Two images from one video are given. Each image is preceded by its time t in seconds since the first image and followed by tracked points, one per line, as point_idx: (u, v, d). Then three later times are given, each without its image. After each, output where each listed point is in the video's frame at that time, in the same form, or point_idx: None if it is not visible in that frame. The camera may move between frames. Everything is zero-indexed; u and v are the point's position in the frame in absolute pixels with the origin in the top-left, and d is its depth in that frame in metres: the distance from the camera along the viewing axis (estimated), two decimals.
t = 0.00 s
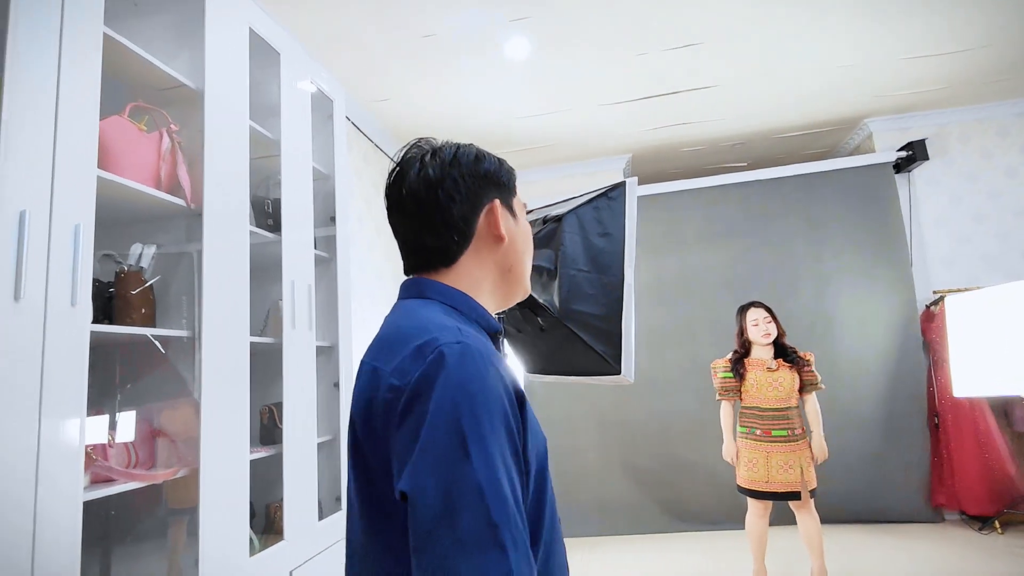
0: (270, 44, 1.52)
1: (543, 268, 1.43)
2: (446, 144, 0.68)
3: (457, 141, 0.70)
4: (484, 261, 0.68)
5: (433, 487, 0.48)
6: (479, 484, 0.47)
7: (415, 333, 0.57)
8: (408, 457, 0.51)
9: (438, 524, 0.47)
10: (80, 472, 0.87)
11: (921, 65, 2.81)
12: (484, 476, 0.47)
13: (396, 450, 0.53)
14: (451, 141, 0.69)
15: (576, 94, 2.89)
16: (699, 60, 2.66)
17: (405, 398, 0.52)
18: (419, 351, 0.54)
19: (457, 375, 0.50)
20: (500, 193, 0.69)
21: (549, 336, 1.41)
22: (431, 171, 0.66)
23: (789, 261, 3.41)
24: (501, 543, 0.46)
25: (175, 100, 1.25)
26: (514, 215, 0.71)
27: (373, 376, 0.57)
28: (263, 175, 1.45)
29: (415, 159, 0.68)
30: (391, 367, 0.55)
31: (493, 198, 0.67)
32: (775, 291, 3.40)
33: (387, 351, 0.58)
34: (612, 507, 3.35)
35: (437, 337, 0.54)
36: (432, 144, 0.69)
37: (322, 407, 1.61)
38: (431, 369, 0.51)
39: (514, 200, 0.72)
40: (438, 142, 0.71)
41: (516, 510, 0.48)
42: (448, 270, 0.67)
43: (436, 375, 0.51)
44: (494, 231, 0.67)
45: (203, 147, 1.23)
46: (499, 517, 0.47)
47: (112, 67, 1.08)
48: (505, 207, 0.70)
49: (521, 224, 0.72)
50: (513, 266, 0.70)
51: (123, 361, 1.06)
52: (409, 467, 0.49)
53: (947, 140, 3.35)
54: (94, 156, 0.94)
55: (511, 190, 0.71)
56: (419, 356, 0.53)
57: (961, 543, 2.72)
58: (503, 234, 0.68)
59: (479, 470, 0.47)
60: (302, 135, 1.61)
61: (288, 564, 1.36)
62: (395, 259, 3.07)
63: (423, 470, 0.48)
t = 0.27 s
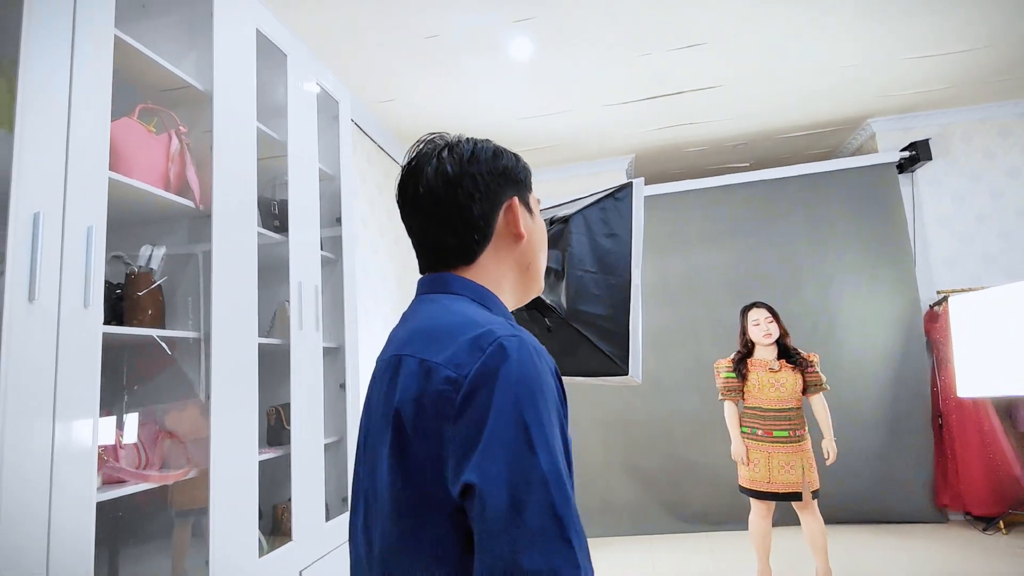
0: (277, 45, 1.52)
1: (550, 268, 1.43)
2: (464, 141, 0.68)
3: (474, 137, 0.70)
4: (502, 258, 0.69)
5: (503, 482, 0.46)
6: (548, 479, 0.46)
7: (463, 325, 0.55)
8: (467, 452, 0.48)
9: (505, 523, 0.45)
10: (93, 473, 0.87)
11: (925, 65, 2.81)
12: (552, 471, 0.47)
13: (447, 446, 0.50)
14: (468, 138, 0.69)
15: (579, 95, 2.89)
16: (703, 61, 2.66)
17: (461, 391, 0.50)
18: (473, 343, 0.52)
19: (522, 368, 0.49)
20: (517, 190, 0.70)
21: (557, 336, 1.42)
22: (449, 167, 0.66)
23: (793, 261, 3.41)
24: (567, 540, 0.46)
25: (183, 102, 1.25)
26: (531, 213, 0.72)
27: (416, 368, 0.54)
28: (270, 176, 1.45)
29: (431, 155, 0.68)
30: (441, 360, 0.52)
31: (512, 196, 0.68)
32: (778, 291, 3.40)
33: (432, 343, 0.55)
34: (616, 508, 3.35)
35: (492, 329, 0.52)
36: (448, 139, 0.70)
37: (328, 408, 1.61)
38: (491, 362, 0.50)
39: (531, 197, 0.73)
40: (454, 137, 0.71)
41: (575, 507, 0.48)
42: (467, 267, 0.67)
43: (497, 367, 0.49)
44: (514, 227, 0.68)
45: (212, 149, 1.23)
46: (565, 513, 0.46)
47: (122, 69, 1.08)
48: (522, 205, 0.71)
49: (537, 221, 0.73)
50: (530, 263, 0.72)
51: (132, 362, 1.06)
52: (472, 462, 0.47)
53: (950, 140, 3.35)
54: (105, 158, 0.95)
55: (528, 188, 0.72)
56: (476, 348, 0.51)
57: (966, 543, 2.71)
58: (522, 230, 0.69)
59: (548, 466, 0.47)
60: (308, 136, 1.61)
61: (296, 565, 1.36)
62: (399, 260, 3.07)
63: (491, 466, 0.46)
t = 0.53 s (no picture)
0: (283, 46, 1.52)
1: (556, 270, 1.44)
2: (481, 145, 0.69)
3: (491, 140, 0.70)
4: (517, 265, 0.69)
5: (561, 496, 0.47)
6: (601, 490, 0.48)
7: (503, 335, 0.55)
8: (519, 466, 0.49)
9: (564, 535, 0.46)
10: (105, 474, 0.87)
11: (925, 68, 2.83)
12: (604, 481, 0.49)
13: (495, 460, 0.50)
14: (485, 142, 0.69)
15: (581, 96, 2.90)
16: (704, 63, 2.67)
17: (510, 405, 0.50)
18: (518, 354, 0.52)
19: (572, 381, 0.51)
20: (534, 197, 0.70)
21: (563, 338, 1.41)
22: (463, 171, 0.66)
23: (793, 263, 3.42)
24: (621, 546, 0.48)
25: (191, 103, 1.25)
26: (547, 219, 0.72)
27: (457, 380, 0.53)
28: (277, 177, 1.46)
29: (446, 159, 0.68)
30: (484, 373, 0.52)
31: (528, 203, 0.69)
32: (778, 293, 3.41)
33: (472, 354, 0.55)
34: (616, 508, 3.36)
35: (535, 340, 0.53)
36: (466, 142, 0.70)
37: (333, 409, 1.61)
38: (541, 372, 0.50)
39: (547, 203, 0.73)
40: (471, 139, 0.72)
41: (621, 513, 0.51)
42: (481, 273, 0.67)
43: (548, 378, 0.50)
44: (529, 234, 0.68)
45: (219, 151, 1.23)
46: (617, 520, 0.49)
47: (131, 71, 1.08)
48: (538, 211, 0.71)
49: (553, 227, 0.73)
50: (545, 270, 0.72)
51: (139, 363, 1.06)
52: (530, 478, 0.48)
53: (949, 142, 3.37)
54: (116, 160, 0.95)
55: (545, 194, 0.72)
56: (522, 359, 0.52)
57: (965, 544, 2.73)
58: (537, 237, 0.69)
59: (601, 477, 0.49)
60: (314, 137, 1.61)
61: (302, 566, 1.36)
62: (401, 260, 3.07)
63: (549, 480, 0.47)
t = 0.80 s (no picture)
0: (290, 48, 1.52)
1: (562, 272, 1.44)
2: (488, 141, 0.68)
3: (503, 134, 0.69)
4: (527, 265, 0.68)
5: (559, 517, 0.46)
6: (604, 511, 0.46)
7: (504, 347, 0.54)
8: (516, 485, 0.48)
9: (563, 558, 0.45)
10: (117, 474, 0.88)
11: (923, 72, 2.85)
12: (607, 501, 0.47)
13: (493, 477, 0.49)
14: (492, 138, 0.68)
15: (583, 99, 2.90)
16: (705, 67, 2.68)
17: (507, 423, 0.49)
18: (516, 369, 0.51)
19: (571, 397, 0.48)
20: (546, 191, 0.68)
21: (569, 341, 1.44)
22: (469, 170, 0.67)
23: (792, 265, 3.44)
24: (626, 568, 0.46)
25: (200, 105, 1.25)
26: (563, 214, 0.69)
27: (456, 395, 0.53)
28: (283, 179, 1.46)
29: (457, 156, 0.69)
30: (482, 388, 0.52)
31: (536, 201, 0.67)
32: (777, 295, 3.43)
33: (471, 367, 0.54)
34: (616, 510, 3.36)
35: (535, 353, 0.51)
36: (475, 138, 0.69)
37: (339, 410, 1.61)
38: (539, 388, 0.49)
39: (566, 198, 0.70)
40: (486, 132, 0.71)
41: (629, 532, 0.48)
42: (489, 274, 0.68)
43: (546, 394, 0.48)
44: (535, 235, 0.67)
45: (228, 152, 1.23)
46: (622, 542, 0.46)
47: (143, 72, 1.08)
48: (552, 208, 0.69)
49: (571, 223, 0.71)
50: (561, 269, 0.70)
51: (145, 364, 1.06)
52: (526, 498, 0.46)
53: (946, 146, 3.39)
54: (129, 162, 0.95)
55: (560, 187, 0.70)
56: (520, 374, 0.50)
57: (964, 545, 2.74)
58: (546, 235, 0.68)
59: (603, 497, 0.46)
60: (320, 139, 1.62)
61: (309, 568, 1.36)
62: (402, 262, 3.08)
63: (545, 501, 0.46)
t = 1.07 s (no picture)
0: (297, 48, 1.52)
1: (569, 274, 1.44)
2: (483, 157, 0.68)
3: (501, 142, 0.69)
4: (532, 281, 0.68)
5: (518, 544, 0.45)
6: (566, 542, 0.45)
7: (488, 369, 0.54)
8: (486, 507, 0.49)
9: None
10: (129, 474, 0.88)
11: (924, 74, 2.85)
12: (571, 531, 0.45)
13: (470, 497, 0.51)
14: (487, 152, 0.68)
15: (586, 100, 2.90)
16: (708, 68, 2.68)
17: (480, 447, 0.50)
18: (493, 394, 0.51)
19: (538, 423, 0.48)
20: (542, 204, 0.67)
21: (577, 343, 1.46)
22: (467, 188, 0.69)
23: (793, 267, 3.44)
24: None
25: (208, 105, 1.25)
26: (566, 223, 0.67)
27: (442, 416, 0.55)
28: (290, 179, 1.45)
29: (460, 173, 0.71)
30: (463, 410, 0.53)
31: (530, 218, 0.66)
32: (778, 296, 3.43)
33: (456, 389, 0.56)
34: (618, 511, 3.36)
35: (513, 378, 0.51)
36: (474, 152, 0.70)
37: (344, 412, 1.61)
38: (509, 416, 0.49)
39: (570, 203, 0.68)
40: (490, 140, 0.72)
41: (604, 563, 0.46)
42: (498, 287, 0.70)
43: (517, 422, 0.48)
44: (531, 252, 0.66)
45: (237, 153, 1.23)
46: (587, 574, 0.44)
47: (154, 72, 1.08)
48: (551, 218, 0.67)
49: (578, 230, 0.68)
50: (572, 278, 0.68)
51: (150, 366, 1.01)
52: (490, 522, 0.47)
53: (947, 148, 3.40)
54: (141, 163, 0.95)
55: (562, 195, 0.67)
56: (494, 400, 0.51)
57: (964, 547, 2.75)
58: (545, 251, 0.67)
59: (566, 527, 0.45)
60: (327, 140, 1.61)
61: (315, 570, 1.36)
62: (404, 262, 3.07)
63: (506, 527, 0.46)
